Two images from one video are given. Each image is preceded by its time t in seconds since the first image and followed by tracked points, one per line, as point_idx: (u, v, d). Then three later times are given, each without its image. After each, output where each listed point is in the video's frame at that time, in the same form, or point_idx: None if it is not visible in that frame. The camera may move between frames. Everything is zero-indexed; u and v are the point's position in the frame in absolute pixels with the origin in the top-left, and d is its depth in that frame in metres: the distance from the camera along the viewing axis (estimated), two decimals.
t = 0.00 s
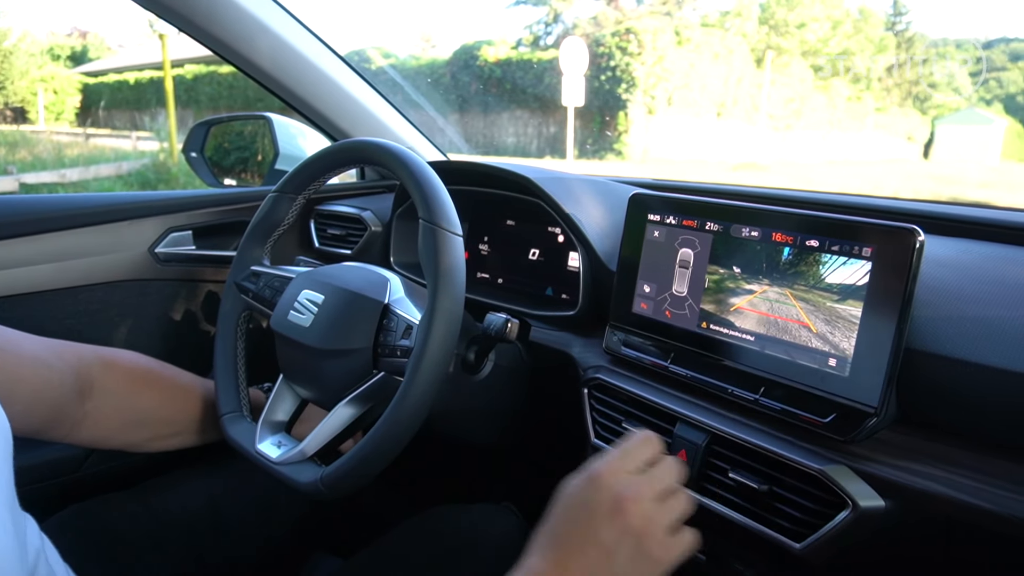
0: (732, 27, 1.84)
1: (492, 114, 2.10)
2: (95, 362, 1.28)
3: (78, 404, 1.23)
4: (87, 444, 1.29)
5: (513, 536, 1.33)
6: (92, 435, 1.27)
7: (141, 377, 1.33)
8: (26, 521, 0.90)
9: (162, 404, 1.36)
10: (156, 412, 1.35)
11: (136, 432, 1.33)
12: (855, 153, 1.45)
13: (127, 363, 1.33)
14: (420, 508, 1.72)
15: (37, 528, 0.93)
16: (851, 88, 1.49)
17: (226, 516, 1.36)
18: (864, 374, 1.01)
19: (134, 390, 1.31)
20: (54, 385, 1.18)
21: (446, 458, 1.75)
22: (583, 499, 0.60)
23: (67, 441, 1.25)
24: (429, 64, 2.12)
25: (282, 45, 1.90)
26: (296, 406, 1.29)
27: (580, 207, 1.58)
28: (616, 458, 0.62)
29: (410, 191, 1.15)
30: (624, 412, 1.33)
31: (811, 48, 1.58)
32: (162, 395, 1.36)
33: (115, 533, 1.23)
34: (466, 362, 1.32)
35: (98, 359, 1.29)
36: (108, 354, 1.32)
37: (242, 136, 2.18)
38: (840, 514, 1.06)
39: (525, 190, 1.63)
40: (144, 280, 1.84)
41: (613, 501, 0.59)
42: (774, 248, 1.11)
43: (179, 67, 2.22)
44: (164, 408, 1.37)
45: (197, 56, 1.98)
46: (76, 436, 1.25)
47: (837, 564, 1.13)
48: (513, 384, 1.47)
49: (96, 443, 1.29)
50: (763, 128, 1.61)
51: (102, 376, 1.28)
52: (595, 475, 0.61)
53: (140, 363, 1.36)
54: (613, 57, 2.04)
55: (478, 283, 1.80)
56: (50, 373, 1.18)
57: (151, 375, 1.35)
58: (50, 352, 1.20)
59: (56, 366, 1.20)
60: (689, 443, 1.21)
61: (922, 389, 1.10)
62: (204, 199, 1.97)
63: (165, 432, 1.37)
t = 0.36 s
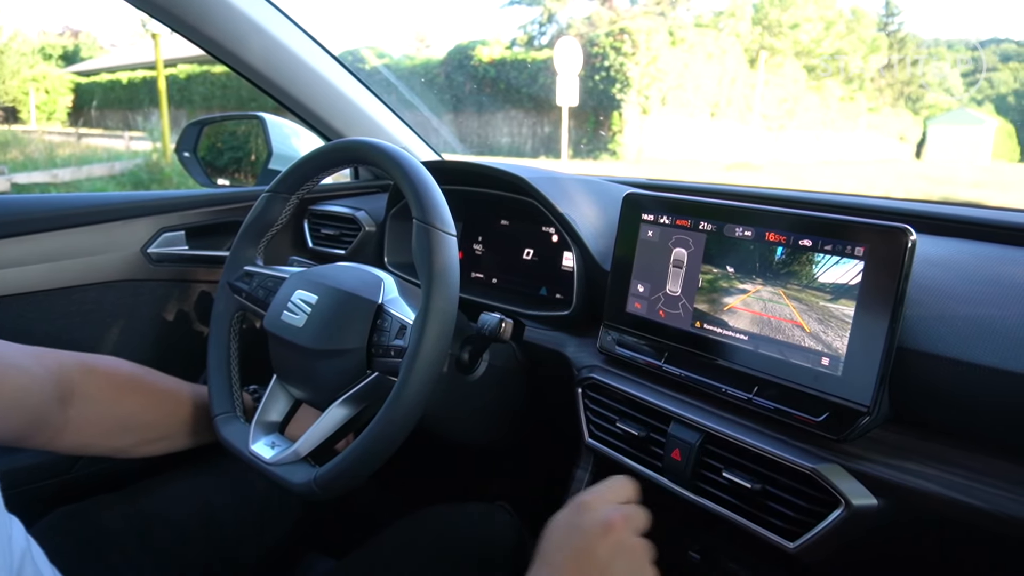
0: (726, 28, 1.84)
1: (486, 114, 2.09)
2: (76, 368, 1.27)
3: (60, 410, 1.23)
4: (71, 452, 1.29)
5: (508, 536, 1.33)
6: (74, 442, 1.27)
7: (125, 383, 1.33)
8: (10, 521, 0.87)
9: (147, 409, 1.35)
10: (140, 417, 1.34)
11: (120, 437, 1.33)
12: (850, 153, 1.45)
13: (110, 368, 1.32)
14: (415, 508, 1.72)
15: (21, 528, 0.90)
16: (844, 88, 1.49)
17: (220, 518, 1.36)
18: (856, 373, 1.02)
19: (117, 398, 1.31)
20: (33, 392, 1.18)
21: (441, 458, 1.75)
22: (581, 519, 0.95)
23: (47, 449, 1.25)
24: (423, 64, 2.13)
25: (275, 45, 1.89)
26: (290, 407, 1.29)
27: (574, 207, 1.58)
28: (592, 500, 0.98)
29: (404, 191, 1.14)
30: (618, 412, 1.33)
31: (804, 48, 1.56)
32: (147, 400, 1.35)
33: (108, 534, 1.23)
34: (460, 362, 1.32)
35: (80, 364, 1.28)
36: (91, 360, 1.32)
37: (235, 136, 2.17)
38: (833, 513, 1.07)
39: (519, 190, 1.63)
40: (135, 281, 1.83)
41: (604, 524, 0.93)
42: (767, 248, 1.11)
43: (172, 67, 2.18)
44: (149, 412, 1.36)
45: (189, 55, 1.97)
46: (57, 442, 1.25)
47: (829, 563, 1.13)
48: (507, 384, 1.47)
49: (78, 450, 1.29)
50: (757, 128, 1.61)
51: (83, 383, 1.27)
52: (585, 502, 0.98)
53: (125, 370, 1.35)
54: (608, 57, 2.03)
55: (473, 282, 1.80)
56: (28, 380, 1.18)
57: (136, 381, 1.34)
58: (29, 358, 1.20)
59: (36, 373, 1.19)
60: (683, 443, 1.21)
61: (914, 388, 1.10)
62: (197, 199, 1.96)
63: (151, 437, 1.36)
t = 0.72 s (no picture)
0: (721, 28, 1.86)
1: (483, 115, 2.08)
2: (70, 369, 1.26)
3: (54, 412, 1.23)
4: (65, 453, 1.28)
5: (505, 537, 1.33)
6: (69, 442, 1.26)
7: (118, 383, 1.32)
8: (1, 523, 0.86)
9: (142, 409, 1.35)
10: (135, 417, 1.34)
11: (116, 438, 1.32)
12: (844, 153, 1.45)
13: (103, 368, 1.32)
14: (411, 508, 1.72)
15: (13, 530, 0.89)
16: (841, 88, 1.49)
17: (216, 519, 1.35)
18: (853, 373, 1.02)
19: (111, 398, 1.30)
20: (27, 393, 1.17)
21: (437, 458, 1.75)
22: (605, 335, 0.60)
23: (44, 449, 1.24)
24: (419, 64, 2.12)
25: (270, 45, 1.89)
26: (286, 407, 1.29)
27: (570, 207, 1.58)
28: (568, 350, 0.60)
29: (400, 191, 1.14)
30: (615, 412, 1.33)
31: (800, 49, 1.59)
32: (141, 400, 1.34)
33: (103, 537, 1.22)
34: (456, 362, 1.30)
35: (73, 366, 1.28)
36: (83, 361, 1.31)
37: (231, 136, 2.15)
38: (829, 513, 1.07)
39: (515, 190, 1.63)
40: (130, 281, 1.83)
41: (640, 333, 0.60)
42: (763, 248, 1.11)
43: (167, 67, 2.18)
44: (144, 413, 1.35)
45: (184, 56, 1.97)
46: (53, 443, 1.24)
47: (826, 563, 1.13)
48: (504, 383, 1.47)
49: (74, 451, 1.28)
50: (753, 129, 1.61)
51: (77, 384, 1.27)
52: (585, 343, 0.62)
53: (118, 370, 1.34)
54: (604, 57, 2.02)
55: (469, 283, 1.80)
56: (22, 381, 1.17)
57: (129, 381, 1.34)
58: (22, 360, 1.20)
59: (29, 374, 1.19)
60: (679, 442, 1.20)
61: (910, 387, 1.11)
62: (192, 198, 1.96)
63: (146, 437, 1.36)
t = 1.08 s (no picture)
0: (719, 27, 1.89)
1: (481, 114, 2.10)
2: (63, 370, 1.27)
3: (47, 412, 1.23)
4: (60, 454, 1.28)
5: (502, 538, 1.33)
6: (64, 443, 1.26)
7: (112, 385, 1.32)
8: None
9: (135, 411, 1.34)
10: (129, 418, 1.34)
11: (110, 439, 1.32)
12: (843, 153, 1.44)
13: (98, 370, 1.32)
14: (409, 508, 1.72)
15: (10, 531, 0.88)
16: (837, 88, 1.50)
17: (213, 520, 1.35)
18: (850, 372, 1.02)
19: (104, 399, 1.30)
20: (20, 394, 1.18)
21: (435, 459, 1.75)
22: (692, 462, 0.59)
23: (39, 450, 1.24)
24: (417, 64, 2.12)
25: (266, 45, 1.89)
26: (284, 407, 1.28)
27: (568, 207, 1.58)
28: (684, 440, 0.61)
29: (398, 191, 1.14)
30: (612, 412, 1.33)
31: (798, 49, 1.61)
32: (135, 402, 1.34)
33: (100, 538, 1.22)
34: (454, 362, 1.31)
35: (68, 367, 1.28)
36: (79, 362, 1.32)
37: (228, 136, 2.15)
38: (826, 513, 1.06)
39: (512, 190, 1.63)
40: (127, 281, 1.83)
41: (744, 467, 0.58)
42: (761, 248, 1.12)
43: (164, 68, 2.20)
44: (138, 414, 1.35)
45: (182, 56, 1.97)
46: (48, 444, 1.24)
47: (824, 563, 1.13)
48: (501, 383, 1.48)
49: (68, 453, 1.28)
50: (750, 128, 1.62)
51: (70, 385, 1.27)
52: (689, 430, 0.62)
53: (113, 370, 1.34)
54: (602, 57, 2.06)
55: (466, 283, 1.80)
56: (16, 383, 1.18)
57: (122, 383, 1.34)
58: (17, 361, 1.21)
59: (23, 376, 1.20)
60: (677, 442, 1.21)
61: (907, 387, 1.11)
62: (189, 198, 1.96)
63: (143, 438, 1.35)
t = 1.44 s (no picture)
0: (718, 26, 1.90)
1: (479, 114, 2.09)
2: (64, 371, 1.27)
3: (49, 413, 1.22)
4: (60, 455, 1.28)
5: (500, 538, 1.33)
6: (63, 445, 1.26)
7: (111, 386, 1.32)
8: None
9: (135, 412, 1.34)
10: (128, 419, 1.34)
11: (109, 440, 1.32)
12: (843, 153, 1.43)
13: (97, 371, 1.32)
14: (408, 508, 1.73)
15: (12, 532, 0.88)
16: (837, 88, 1.50)
17: (212, 520, 1.35)
18: (850, 373, 1.02)
19: (104, 400, 1.30)
20: (22, 395, 1.17)
21: (434, 459, 1.75)
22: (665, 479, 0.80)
23: (39, 451, 1.24)
24: (416, 64, 2.12)
25: (265, 45, 1.88)
26: (283, 407, 1.28)
27: (567, 207, 1.58)
28: (682, 434, 0.83)
29: (397, 191, 1.14)
30: (612, 412, 1.33)
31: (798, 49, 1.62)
32: (135, 403, 1.34)
33: (99, 538, 1.22)
34: (453, 363, 1.30)
35: (68, 369, 1.28)
36: (78, 364, 1.31)
37: (227, 136, 2.17)
38: (825, 513, 1.06)
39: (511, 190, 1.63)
40: (127, 282, 1.83)
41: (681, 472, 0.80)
42: (760, 248, 1.11)
43: (163, 67, 2.19)
44: (138, 415, 1.35)
45: (181, 56, 1.97)
46: (48, 445, 1.24)
47: (821, 563, 1.13)
48: (500, 383, 1.48)
49: (67, 453, 1.28)
50: (750, 128, 1.62)
51: (71, 386, 1.26)
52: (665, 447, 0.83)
53: (110, 372, 1.34)
54: (601, 57, 2.07)
55: (465, 282, 1.80)
56: (17, 384, 1.18)
57: (121, 383, 1.34)
58: (17, 362, 1.20)
59: (23, 376, 1.19)
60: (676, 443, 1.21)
61: (905, 388, 1.11)
62: (190, 199, 1.97)
63: (141, 439, 1.36)
